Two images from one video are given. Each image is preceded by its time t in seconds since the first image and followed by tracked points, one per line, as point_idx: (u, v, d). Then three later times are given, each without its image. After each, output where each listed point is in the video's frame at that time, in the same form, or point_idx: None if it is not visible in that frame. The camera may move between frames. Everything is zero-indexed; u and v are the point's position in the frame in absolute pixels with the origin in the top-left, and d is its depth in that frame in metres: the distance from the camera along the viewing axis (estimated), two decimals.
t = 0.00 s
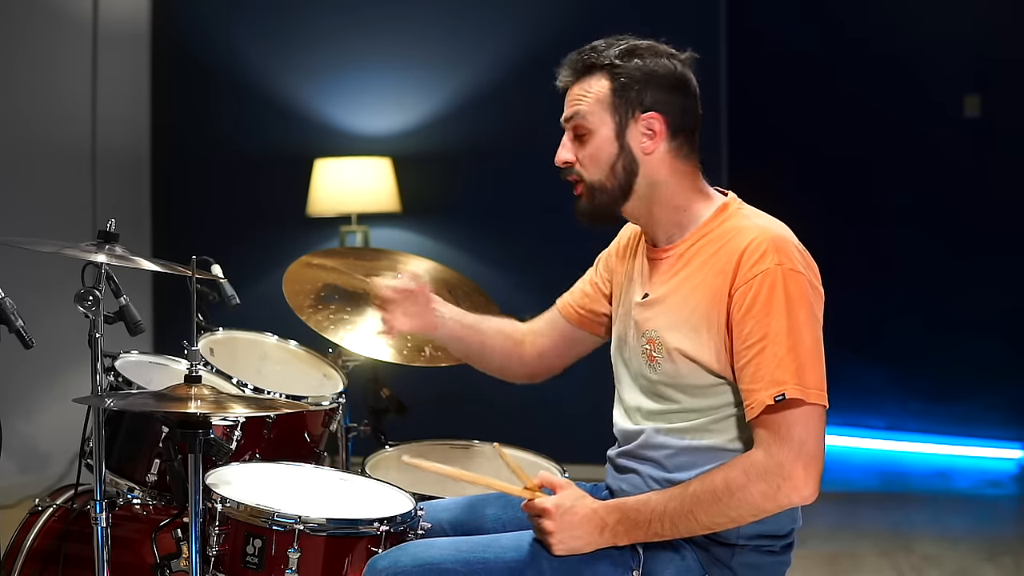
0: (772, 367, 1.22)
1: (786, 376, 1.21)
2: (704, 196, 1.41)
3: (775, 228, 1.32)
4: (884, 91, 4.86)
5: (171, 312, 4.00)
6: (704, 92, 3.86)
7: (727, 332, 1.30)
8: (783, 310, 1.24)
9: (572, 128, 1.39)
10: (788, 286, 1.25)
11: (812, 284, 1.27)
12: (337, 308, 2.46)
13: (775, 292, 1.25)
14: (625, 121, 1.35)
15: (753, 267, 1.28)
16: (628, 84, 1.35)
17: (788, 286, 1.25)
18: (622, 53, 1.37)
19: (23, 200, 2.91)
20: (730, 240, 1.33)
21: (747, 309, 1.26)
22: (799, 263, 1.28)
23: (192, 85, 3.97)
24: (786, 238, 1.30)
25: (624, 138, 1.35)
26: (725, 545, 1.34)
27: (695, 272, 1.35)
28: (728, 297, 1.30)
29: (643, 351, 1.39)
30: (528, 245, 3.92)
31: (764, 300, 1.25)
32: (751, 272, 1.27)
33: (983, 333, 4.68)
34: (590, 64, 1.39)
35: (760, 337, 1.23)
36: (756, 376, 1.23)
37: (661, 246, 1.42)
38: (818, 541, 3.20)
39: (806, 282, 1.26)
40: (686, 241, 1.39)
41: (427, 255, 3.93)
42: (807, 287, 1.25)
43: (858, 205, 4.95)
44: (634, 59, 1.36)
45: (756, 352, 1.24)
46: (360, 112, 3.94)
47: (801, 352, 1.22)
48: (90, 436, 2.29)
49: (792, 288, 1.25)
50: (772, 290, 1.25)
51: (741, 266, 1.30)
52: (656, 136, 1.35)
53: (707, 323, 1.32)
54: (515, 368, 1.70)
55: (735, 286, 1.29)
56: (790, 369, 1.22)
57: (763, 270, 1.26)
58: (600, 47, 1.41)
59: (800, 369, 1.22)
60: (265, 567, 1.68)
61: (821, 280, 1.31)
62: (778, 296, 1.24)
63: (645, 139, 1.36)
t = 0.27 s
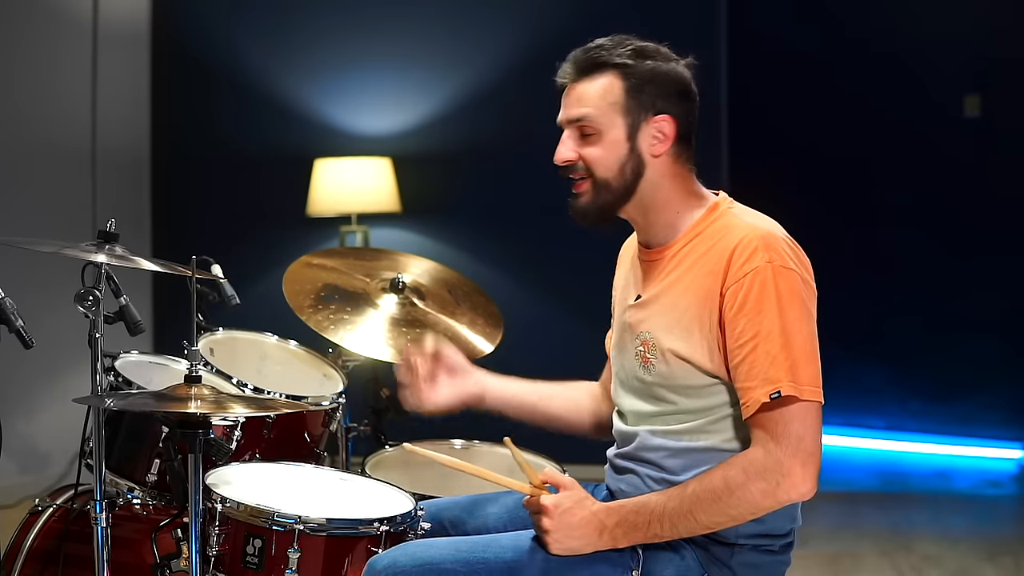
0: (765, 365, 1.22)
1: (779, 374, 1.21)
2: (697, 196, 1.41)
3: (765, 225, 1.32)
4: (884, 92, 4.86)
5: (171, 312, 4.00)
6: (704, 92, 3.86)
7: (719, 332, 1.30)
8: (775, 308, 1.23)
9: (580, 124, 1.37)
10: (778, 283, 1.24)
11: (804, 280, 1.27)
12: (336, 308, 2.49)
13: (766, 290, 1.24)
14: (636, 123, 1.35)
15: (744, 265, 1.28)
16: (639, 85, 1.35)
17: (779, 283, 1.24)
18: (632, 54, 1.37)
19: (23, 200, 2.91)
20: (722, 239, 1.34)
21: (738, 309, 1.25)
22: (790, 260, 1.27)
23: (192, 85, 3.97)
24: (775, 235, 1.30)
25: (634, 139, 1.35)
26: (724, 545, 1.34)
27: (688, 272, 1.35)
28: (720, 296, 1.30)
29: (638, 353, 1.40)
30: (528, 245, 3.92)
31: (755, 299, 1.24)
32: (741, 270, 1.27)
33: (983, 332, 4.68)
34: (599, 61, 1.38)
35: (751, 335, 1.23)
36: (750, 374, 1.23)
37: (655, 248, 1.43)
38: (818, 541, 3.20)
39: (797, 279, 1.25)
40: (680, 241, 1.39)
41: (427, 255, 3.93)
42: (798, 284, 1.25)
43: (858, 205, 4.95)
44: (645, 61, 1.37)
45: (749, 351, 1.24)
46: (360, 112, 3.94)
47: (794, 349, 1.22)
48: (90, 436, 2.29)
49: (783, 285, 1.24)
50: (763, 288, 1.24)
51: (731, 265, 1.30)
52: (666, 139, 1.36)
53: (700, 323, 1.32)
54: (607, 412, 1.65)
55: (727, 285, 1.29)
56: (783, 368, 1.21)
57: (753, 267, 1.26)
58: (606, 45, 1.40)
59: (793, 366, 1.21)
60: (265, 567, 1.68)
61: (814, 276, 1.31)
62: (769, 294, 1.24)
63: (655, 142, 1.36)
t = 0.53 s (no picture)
0: (769, 365, 1.22)
1: (783, 373, 1.21)
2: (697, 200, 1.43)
3: (764, 226, 1.33)
4: (884, 92, 4.86)
5: (171, 312, 4.00)
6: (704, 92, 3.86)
7: (721, 334, 1.31)
8: (778, 308, 1.24)
9: (633, 121, 1.37)
10: (780, 282, 1.25)
11: (803, 279, 1.28)
12: (336, 308, 2.49)
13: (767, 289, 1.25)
14: (682, 128, 1.39)
15: (745, 265, 1.29)
16: (685, 90, 1.39)
17: (780, 282, 1.25)
18: (672, 55, 1.40)
19: (23, 200, 2.91)
20: (723, 241, 1.35)
21: (741, 309, 1.26)
22: (789, 258, 1.28)
23: (192, 85, 3.97)
24: (774, 235, 1.31)
25: (678, 143, 1.39)
26: (727, 542, 1.35)
27: (690, 277, 1.36)
28: (722, 298, 1.31)
29: (641, 360, 1.41)
30: (528, 245, 3.92)
31: (758, 298, 1.25)
32: (743, 271, 1.28)
33: (983, 332, 4.68)
34: (644, 56, 1.38)
35: (755, 335, 1.24)
36: (753, 374, 1.23)
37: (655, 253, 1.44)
38: (818, 541, 3.20)
39: (797, 277, 1.26)
40: (681, 246, 1.40)
41: (427, 255, 3.93)
42: (798, 282, 1.26)
43: (857, 206, 4.95)
44: (684, 64, 1.40)
45: (752, 351, 1.24)
46: (361, 112, 3.94)
47: (796, 347, 1.22)
48: (90, 436, 2.29)
49: (784, 284, 1.25)
50: (765, 287, 1.25)
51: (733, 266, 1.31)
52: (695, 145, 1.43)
53: (703, 325, 1.33)
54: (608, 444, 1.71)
55: (729, 286, 1.30)
56: (787, 366, 1.22)
57: (754, 268, 1.27)
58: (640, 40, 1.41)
59: (796, 364, 1.21)
60: (265, 567, 1.68)
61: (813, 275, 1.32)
62: (770, 294, 1.25)
63: (688, 146, 1.42)
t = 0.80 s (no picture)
0: (777, 373, 1.23)
1: (791, 383, 1.22)
2: (695, 199, 1.43)
3: (766, 230, 1.33)
4: (884, 92, 4.86)
5: (171, 312, 4.00)
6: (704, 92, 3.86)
7: (725, 340, 1.31)
8: (785, 315, 1.24)
9: (652, 113, 1.37)
10: (787, 289, 1.26)
11: (807, 284, 1.29)
12: (336, 308, 2.49)
13: (774, 296, 1.25)
14: (693, 130, 1.40)
15: (750, 271, 1.29)
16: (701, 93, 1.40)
17: (787, 290, 1.26)
18: (693, 55, 1.41)
19: (23, 200, 2.91)
20: (726, 245, 1.35)
21: (747, 316, 1.26)
22: (794, 265, 1.29)
23: (192, 85, 3.97)
24: (776, 239, 1.32)
25: (689, 143, 1.40)
26: (727, 544, 1.34)
27: (693, 281, 1.36)
28: (727, 303, 1.31)
29: (639, 363, 1.40)
30: (528, 245, 3.92)
31: (765, 305, 1.25)
32: (749, 277, 1.28)
33: (983, 331, 4.68)
34: (670, 51, 1.38)
35: (762, 342, 1.24)
36: (760, 382, 1.24)
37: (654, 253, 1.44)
38: (818, 541, 3.20)
39: (802, 284, 1.27)
40: (681, 249, 1.40)
41: (427, 255, 3.93)
42: (804, 289, 1.27)
43: (857, 206, 4.95)
44: (703, 66, 1.41)
45: (759, 359, 1.24)
46: (361, 112, 3.94)
47: (804, 356, 1.23)
48: (90, 436, 2.28)
49: (791, 292, 1.26)
50: (773, 294, 1.26)
51: (738, 272, 1.31)
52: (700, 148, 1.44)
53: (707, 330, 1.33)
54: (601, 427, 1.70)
55: (734, 292, 1.30)
56: (795, 376, 1.22)
57: (761, 274, 1.27)
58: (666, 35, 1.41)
59: (804, 373, 1.23)
60: (265, 567, 1.68)
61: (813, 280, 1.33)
62: (777, 300, 1.25)
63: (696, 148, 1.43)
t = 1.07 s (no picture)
0: (775, 387, 1.23)
1: (790, 396, 1.22)
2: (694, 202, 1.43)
3: (766, 235, 1.33)
4: (884, 92, 4.86)
5: (171, 312, 4.00)
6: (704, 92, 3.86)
7: (724, 349, 1.31)
8: (785, 326, 1.24)
9: (650, 116, 1.36)
10: (787, 299, 1.26)
11: (807, 293, 1.29)
12: (336, 308, 2.49)
13: (774, 306, 1.25)
14: (693, 130, 1.40)
15: (750, 281, 1.29)
16: (703, 93, 1.39)
17: (786, 299, 1.26)
18: (695, 53, 1.40)
19: (23, 200, 2.91)
20: (725, 252, 1.35)
21: (746, 326, 1.26)
22: (794, 274, 1.29)
23: (192, 85, 3.97)
24: (776, 246, 1.31)
25: (688, 145, 1.40)
26: (725, 553, 1.34)
27: (691, 290, 1.37)
28: (725, 313, 1.31)
29: (636, 370, 1.41)
30: (528, 245, 3.92)
31: (764, 316, 1.25)
32: (748, 286, 1.28)
33: (983, 331, 4.68)
34: (671, 50, 1.37)
35: (760, 354, 1.24)
36: (758, 395, 1.24)
37: (651, 257, 1.44)
38: (818, 541, 3.20)
39: (802, 294, 1.27)
40: (678, 255, 1.41)
41: (427, 255, 3.93)
42: (803, 298, 1.27)
43: (857, 206, 4.95)
44: (705, 64, 1.41)
45: (758, 371, 1.25)
46: (361, 112, 3.94)
47: (804, 368, 1.23)
48: (90, 436, 2.29)
49: (791, 301, 1.26)
50: (772, 304, 1.25)
51: (737, 282, 1.31)
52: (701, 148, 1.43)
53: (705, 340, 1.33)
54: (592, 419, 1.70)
55: (733, 301, 1.30)
56: (794, 389, 1.22)
57: (760, 284, 1.27)
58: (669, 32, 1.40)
59: (804, 386, 1.23)
60: (265, 567, 1.68)
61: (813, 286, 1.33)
62: (776, 311, 1.25)
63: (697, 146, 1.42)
